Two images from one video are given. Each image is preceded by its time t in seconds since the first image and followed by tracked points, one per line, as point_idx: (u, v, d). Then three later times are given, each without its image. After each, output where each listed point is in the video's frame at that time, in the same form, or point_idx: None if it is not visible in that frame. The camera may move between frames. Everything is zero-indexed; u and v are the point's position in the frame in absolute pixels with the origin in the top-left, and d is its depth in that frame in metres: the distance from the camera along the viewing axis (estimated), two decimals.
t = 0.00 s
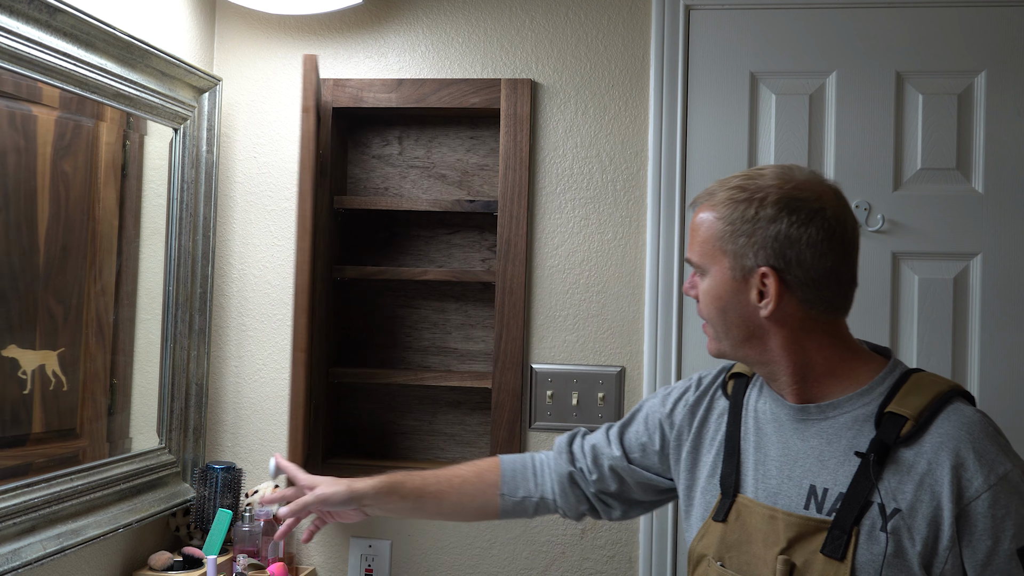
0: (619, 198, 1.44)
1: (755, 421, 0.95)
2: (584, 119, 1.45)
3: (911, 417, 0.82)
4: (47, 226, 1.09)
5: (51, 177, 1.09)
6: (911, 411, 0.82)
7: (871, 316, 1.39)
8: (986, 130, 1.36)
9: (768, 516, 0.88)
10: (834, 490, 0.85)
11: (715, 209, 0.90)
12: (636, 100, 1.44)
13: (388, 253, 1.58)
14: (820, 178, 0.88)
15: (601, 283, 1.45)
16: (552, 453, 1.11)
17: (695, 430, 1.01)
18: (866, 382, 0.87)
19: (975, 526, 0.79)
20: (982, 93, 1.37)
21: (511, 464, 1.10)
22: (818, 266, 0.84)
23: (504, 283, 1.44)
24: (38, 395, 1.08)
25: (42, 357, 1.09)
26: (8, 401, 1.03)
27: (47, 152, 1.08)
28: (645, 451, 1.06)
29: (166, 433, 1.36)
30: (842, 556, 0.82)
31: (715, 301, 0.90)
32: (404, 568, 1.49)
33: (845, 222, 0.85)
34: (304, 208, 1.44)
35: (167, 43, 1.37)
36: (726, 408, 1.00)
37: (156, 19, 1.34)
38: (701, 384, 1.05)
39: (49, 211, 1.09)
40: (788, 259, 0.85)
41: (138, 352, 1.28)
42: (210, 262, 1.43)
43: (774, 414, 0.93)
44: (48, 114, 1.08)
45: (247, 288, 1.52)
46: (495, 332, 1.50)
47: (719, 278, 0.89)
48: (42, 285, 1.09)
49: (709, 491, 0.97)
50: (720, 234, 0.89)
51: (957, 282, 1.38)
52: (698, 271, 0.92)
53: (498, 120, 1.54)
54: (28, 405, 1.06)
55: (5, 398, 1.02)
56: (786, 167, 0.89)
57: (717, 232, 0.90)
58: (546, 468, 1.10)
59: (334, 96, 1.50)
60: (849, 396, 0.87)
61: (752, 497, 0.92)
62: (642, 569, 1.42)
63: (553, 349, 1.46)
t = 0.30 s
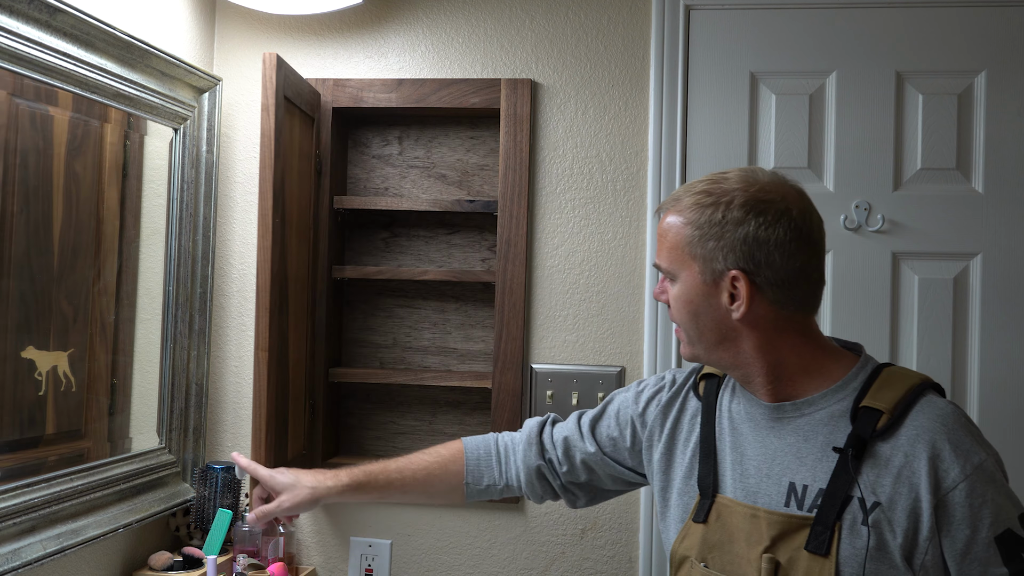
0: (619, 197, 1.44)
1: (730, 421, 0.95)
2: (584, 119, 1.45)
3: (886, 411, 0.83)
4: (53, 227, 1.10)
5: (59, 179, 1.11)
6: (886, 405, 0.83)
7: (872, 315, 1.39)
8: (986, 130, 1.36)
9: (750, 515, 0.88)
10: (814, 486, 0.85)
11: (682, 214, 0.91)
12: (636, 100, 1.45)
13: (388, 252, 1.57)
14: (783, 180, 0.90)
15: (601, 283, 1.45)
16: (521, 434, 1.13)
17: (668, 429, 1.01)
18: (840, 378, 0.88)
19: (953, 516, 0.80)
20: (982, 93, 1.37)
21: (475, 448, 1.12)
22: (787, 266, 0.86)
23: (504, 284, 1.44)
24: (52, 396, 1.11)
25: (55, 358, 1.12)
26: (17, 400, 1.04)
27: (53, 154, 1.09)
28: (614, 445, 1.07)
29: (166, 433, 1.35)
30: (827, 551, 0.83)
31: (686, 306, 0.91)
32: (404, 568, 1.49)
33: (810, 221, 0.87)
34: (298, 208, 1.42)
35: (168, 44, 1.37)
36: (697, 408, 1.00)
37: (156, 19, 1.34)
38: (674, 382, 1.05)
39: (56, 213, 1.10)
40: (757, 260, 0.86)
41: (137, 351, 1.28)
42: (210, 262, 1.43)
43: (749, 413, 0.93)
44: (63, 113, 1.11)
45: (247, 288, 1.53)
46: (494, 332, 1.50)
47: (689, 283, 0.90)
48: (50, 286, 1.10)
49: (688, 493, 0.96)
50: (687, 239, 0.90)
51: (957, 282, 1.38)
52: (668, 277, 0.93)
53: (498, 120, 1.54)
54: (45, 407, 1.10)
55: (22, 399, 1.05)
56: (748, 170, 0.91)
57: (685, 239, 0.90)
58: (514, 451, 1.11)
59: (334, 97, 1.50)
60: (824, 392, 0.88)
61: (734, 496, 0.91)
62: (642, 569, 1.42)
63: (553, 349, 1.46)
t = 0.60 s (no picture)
0: (619, 198, 1.44)
1: (719, 420, 0.95)
2: (584, 119, 1.45)
3: (874, 409, 0.83)
4: (54, 228, 1.10)
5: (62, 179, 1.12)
6: (873, 403, 0.83)
7: (872, 315, 1.39)
8: (986, 130, 1.36)
9: (738, 514, 0.88)
10: (802, 484, 0.85)
11: (671, 214, 0.92)
12: (636, 100, 1.45)
13: (388, 252, 1.57)
14: (772, 180, 0.90)
15: (601, 283, 1.45)
16: (511, 427, 1.12)
17: (658, 428, 1.01)
18: (827, 378, 0.88)
19: (940, 514, 0.80)
20: (982, 93, 1.37)
21: (464, 440, 1.11)
22: (776, 265, 0.86)
23: (504, 284, 1.44)
24: (57, 397, 1.12)
25: (61, 358, 1.13)
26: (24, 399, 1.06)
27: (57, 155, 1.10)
28: (606, 442, 1.07)
29: (166, 432, 1.35)
30: (815, 549, 0.83)
31: (674, 305, 0.91)
32: (404, 568, 1.49)
33: (798, 220, 0.87)
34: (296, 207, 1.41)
35: (168, 44, 1.37)
36: (686, 408, 1.00)
37: (156, 19, 1.34)
38: (665, 381, 1.05)
39: (61, 214, 1.11)
40: (745, 259, 0.86)
41: (137, 351, 1.28)
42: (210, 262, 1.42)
43: (738, 412, 0.93)
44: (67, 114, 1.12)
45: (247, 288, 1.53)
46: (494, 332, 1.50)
47: (678, 282, 0.90)
48: (54, 287, 1.11)
49: (678, 492, 0.96)
50: (676, 239, 0.90)
51: (957, 282, 1.38)
52: (657, 275, 0.93)
53: (498, 120, 1.54)
54: (50, 407, 1.11)
55: (29, 399, 1.07)
56: (738, 170, 0.92)
57: (674, 237, 0.91)
58: (504, 444, 1.11)
59: (334, 97, 1.50)
60: (811, 392, 0.88)
61: (721, 495, 0.91)
62: (642, 569, 1.42)
63: (553, 349, 1.46)
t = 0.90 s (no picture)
0: (619, 198, 1.44)
1: (716, 419, 0.95)
2: (584, 119, 1.45)
3: (871, 407, 0.83)
4: (54, 227, 1.10)
5: (68, 180, 1.13)
6: (870, 401, 0.83)
7: (872, 316, 1.38)
8: (986, 130, 1.36)
9: (736, 512, 0.88)
10: (800, 482, 0.85)
11: (677, 207, 0.92)
12: (636, 100, 1.45)
13: (388, 252, 1.57)
14: (778, 179, 0.90)
15: (601, 283, 1.45)
16: (506, 432, 1.12)
17: (655, 429, 1.00)
18: (824, 377, 0.88)
19: (936, 512, 0.80)
20: (982, 93, 1.37)
21: (458, 446, 1.12)
22: (779, 261, 0.86)
23: (505, 284, 1.44)
24: (60, 397, 1.13)
25: (68, 359, 1.14)
26: (28, 398, 1.07)
27: (62, 157, 1.11)
28: (603, 445, 1.08)
29: (166, 432, 1.34)
30: (813, 547, 0.83)
31: (676, 296, 0.91)
32: (404, 568, 1.49)
33: (804, 218, 0.87)
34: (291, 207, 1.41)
35: (168, 44, 1.38)
36: (682, 409, 1.00)
37: (156, 19, 1.34)
38: (662, 383, 1.05)
39: (65, 215, 1.12)
40: (749, 254, 0.86)
41: (137, 352, 1.28)
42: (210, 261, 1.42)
43: (735, 411, 0.93)
44: (77, 117, 1.14)
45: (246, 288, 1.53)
46: (494, 332, 1.50)
47: (681, 273, 0.90)
48: (60, 287, 1.12)
49: (675, 492, 0.96)
50: (682, 230, 0.90)
51: (957, 282, 1.38)
52: (660, 267, 0.93)
53: (498, 120, 1.54)
54: (57, 408, 1.12)
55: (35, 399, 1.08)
56: (746, 167, 0.92)
57: (678, 229, 0.91)
58: (500, 447, 1.11)
59: (334, 96, 1.50)
60: (809, 390, 0.88)
61: (718, 494, 0.91)
62: (642, 569, 1.41)
63: (553, 349, 1.46)
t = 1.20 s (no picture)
0: (620, 198, 1.44)
1: (714, 419, 0.95)
2: (584, 119, 1.45)
3: (873, 407, 0.83)
4: (55, 227, 1.10)
5: (76, 181, 1.14)
6: (872, 401, 0.84)
7: (872, 316, 1.39)
8: (986, 130, 1.36)
9: (737, 511, 0.88)
10: (802, 481, 0.86)
11: (691, 199, 0.90)
12: (636, 100, 1.45)
13: (388, 252, 1.57)
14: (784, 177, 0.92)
15: (601, 283, 1.45)
16: (500, 431, 1.13)
17: (648, 430, 1.00)
18: (824, 377, 0.89)
19: (938, 509, 0.80)
20: (982, 93, 1.37)
21: (451, 445, 1.12)
22: (795, 255, 0.87)
23: (505, 284, 1.44)
24: (61, 397, 1.13)
25: (74, 359, 1.15)
26: (38, 397, 1.09)
27: (68, 158, 1.12)
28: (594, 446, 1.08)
29: (166, 432, 1.34)
30: (816, 544, 0.83)
31: (690, 290, 0.89)
32: (404, 568, 1.49)
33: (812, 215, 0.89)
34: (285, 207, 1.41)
35: (168, 44, 1.37)
36: (676, 411, 1.00)
37: (156, 19, 1.34)
38: (655, 385, 1.05)
39: (72, 217, 1.13)
40: (770, 246, 0.87)
41: (137, 351, 1.28)
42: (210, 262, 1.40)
43: (735, 411, 0.93)
44: (85, 119, 1.15)
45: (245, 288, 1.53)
46: (494, 332, 1.50)
47: (699, 266, 0.89)
48: (66, 288, 1.13)
49: (672, 492, 0.96)
50: (698, 223, 0.89)
51: (957, 282, 1.38)
52: (672, 260, 0.90)
53: (498, 120, 1.54)
54: (65, 409, 1.14)
55: (41, 399, 1.09)
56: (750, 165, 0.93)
57: (696, 220, 0.89)
58: (492, 447, 1.11)
59: (334, 96, 1.50)
60: (811, 390, 0.88)
61: (716, 494, 0.91)
62: (642, 569, 1.42)
63: (552, 349, 1.46)
